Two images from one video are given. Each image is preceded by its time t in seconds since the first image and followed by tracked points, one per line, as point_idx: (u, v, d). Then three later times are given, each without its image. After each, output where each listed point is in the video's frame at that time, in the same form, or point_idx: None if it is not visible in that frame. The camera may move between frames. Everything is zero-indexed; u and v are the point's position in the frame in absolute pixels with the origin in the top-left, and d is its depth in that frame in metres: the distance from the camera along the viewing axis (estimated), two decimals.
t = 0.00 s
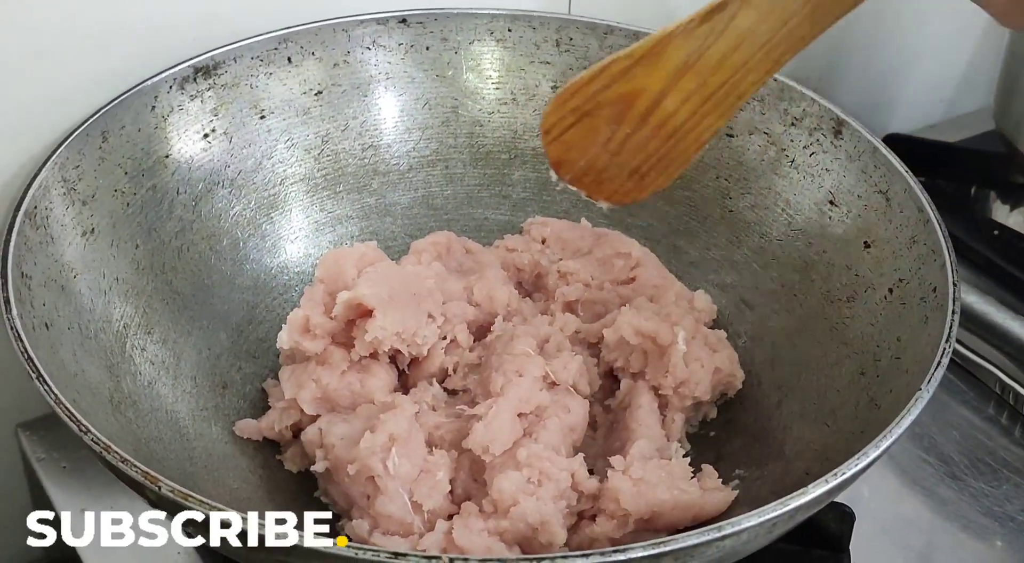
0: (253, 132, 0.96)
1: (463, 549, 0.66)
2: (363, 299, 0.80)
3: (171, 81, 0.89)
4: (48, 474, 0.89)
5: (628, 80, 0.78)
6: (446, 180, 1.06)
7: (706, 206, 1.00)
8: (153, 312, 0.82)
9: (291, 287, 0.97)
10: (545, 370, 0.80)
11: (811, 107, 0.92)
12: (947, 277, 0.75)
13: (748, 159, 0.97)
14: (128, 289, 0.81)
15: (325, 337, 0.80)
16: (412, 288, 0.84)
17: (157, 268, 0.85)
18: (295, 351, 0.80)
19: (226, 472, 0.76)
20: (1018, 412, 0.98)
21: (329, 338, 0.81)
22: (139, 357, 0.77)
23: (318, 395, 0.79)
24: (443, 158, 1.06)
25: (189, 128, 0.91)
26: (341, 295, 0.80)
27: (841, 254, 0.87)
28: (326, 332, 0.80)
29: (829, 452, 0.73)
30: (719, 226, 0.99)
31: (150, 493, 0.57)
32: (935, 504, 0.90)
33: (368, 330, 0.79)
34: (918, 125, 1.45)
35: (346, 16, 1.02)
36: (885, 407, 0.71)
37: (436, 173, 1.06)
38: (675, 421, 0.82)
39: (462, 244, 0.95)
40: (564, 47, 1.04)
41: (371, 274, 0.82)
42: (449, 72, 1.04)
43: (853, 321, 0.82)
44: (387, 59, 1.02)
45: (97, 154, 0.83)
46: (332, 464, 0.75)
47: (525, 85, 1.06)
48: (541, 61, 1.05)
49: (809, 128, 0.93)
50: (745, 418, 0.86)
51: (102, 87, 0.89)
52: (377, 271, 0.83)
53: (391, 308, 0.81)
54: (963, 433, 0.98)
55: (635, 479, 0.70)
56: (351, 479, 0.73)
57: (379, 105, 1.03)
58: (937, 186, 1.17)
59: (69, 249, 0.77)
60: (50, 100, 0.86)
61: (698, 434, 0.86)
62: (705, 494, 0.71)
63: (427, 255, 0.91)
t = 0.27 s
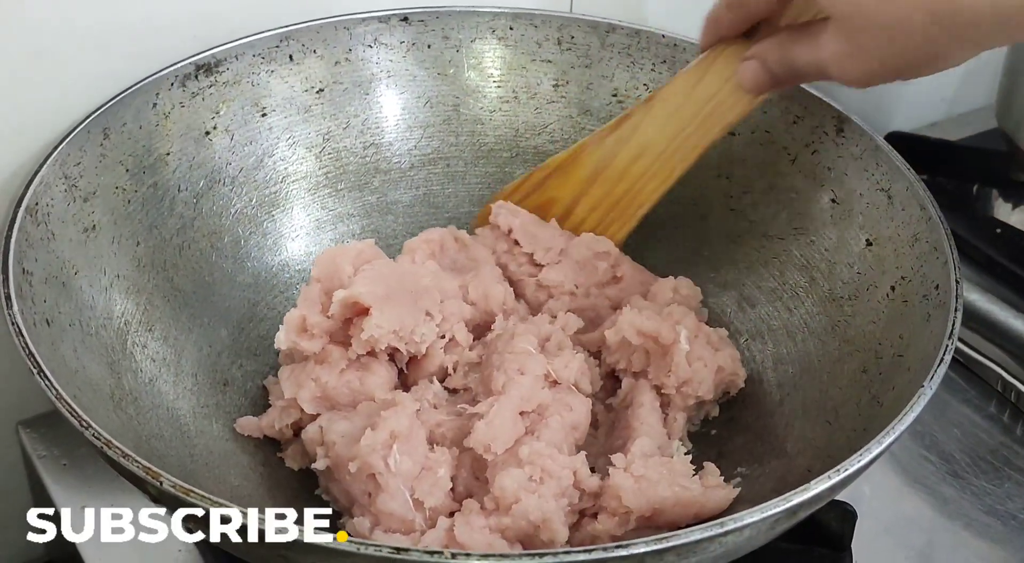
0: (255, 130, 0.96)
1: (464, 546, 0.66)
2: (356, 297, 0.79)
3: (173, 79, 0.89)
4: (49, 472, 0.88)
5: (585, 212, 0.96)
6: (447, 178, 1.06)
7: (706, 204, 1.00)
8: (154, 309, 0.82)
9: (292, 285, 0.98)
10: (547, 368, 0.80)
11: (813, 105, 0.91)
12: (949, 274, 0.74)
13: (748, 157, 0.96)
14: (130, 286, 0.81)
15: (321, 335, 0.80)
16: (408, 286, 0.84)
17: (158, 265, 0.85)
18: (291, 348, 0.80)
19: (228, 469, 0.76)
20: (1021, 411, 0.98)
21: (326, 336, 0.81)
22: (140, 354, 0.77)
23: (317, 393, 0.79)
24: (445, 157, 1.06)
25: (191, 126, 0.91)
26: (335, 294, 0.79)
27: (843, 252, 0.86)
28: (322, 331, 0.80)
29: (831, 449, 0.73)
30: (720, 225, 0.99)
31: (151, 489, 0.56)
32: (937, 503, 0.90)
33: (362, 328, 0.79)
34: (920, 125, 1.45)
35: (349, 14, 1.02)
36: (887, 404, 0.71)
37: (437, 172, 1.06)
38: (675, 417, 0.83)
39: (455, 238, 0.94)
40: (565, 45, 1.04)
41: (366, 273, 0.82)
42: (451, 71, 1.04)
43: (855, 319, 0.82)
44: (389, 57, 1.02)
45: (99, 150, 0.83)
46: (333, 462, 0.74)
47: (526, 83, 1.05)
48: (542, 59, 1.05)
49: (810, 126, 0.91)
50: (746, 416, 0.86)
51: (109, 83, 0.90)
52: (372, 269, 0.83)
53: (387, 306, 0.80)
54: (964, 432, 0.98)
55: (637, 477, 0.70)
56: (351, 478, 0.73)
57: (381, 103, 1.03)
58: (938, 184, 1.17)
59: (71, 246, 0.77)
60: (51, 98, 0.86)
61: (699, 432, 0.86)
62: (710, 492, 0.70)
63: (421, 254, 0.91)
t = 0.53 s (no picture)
0: (247, 131, 0.95)
1: (471, 553, 0.65)
2: (317, 338, 0.75)
3: (162, 82, 0.88)
4: (51, 471, 0.89)
5: (521, 196, 0.91)
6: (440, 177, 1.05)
7: (701, 200, 1.00)
8: (150, 316, 0.81)
9: (287, 288, 0.97)
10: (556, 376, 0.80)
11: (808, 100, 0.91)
12: (949, 270, 0.75)
13: (744, 153, 0.96)
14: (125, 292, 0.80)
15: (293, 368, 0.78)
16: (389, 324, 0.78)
17: (153, 270, 0.84)
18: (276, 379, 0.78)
19: (230, 478, 0.75)
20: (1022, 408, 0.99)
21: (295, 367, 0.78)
22: (137, 362, 0.76)
23: (301, 424, 0.77)
24: (437, 156, 1.05)
25: (181, 129, 0.90)
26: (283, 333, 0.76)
27: (840, 247, 0.87)
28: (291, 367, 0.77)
29: (834, 446, 0.73)
30: (715, 221, 0.99)
31: (158, 503, 0.56)
32: (939, 501, 0.90)
33: (306, 371, 0.75)
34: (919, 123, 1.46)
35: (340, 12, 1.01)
36: (889, 401, 0.71)
37: (431, 171, 1.05)
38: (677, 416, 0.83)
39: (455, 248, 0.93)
40: (557, 42, 1.03)
41: (328, 312, 0.77)
42: (442, 69, 1.03)
43: (854, 314, 0.82)
44: (380, 56, 1.01)
45: (90, 156, 0.82)
46: (332, 479, 0.74)
47: (518, 80, 1.05)
48: (534, 56, 1.04)
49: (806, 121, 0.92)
50: (746, 413, 0.86)
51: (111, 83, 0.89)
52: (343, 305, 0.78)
53: (342, 349, 0.76)
54: (967, 430, 0.98)
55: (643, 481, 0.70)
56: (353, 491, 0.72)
57: (373, 102, 1.02)
58: (939, 181, 1.18)
59: (66, 255, 0.76)
60: (41, 101, 0.85)
61: (700, 428, 0.87)
62: (714, 492, 0.71)
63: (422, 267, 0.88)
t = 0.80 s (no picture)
0: (248, 130, 0.95)
1: (472, 553, 0.65)
2: (323, 359, 0.75)
3: (164, 81, 0.88)
4: (52, 470, 0.89)
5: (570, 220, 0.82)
6: (441, 176, 1.05)
7: (702, 200, 1.00)
8: (151, 315, 0.81)
9: (288, 287, 0.97)
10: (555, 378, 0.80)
11: (809, 100, 0.92)
12: (950, 268, 0.75)
13: (746, 152, 0.97)
14: (126, 291, 0.80)
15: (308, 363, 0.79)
16: (403, 352, 0.77)
17: (154, 269, 0.84)
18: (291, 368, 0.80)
19: (230, 476, 0.75)
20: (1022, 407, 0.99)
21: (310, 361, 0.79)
22: (138, 361, 0.77)
23: (301, 416, 0.77)
24: (438, 155, 1.05)
25: (183, 128, 0.90)
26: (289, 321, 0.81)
27: (841, 246, 0.87)
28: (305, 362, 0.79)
29: (834, 446, 0.74)
30: (717, 219, 0.99)
31: (159, 501, 0.56)
32: (940, 500, 0.91)
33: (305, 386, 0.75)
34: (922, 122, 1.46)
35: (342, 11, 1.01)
36: (890, 400, 0.72)
37: (432, 169, 1.05)
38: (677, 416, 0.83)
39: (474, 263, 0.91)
40: (558, 41, 1.03)
41: (342, 332, 0.76)
42: (443, 68, 1.04)
43: (855, 313, 0.82)
44: (381, 55, 1.01)
45: (92, 155, 0.82)
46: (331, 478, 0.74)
47: (519, 80, 1.05)
48: (535, 56, 1.04)
49: (806, 121, 0.93)
50: (748, 412, 0.86)
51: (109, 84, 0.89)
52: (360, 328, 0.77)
53: (345, 372, 0.76)
54: (968, 430, 0.98)
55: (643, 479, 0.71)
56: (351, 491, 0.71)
57: (374, 102, 1.02)
58: (940, 181, 1.18)
59: (67, 253, 0.76)
60: (41, 100, 0.85)
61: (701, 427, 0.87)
62: (713, 492, 0.71)
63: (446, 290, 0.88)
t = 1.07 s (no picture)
0: (247, 128, 0.95)
1: (470, 549, 0.66)
2: (318, 336, 0.77)
3: (162, 79, 0.88)
4: (51, 468, 0.89)
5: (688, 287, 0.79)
6: (439, 175, 1.05)
7: (701, 198, 1.01)
8: (150, 313, 0.81)
9: (287, 285, 0.97)
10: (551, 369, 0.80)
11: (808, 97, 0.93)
12: (949, 265, 0.75)
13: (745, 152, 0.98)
14: (125, 289, 0.80)
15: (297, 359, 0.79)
16: (392, 323, 0.79)
17: (152, 267, 0.84)
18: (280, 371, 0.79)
19: (229, 474, 0.75)
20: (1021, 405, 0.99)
21: (299, 357, 0.79)
22: (137, 359, 0.77)
23: (301, 413, 0.77)
24: (437, 153, 1.05)
25: (182, 126, 0.90)
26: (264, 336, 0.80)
27: (840, 243, 0.87)
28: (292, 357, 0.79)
29: (833, 442, 0.74)
30: (715, 216, 0.99)
31: (157, 498, 0.56)
32: (938, 497, 0.91)
33: (306, 367, 0.76)
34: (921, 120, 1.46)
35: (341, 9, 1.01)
36: (888, 397, 0.72)
37: (430, 167, 1.05)
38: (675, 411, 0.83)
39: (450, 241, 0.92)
40: (556, 39, 1.03)
41: (331, 309, 0.78)
42: (442, 66, 1.04)
43: (853, 310, 0.82)
44: (380, 54, 1.01)
45: (90, 153, 0.82)
46: (332, 472, 0.74)
47: (518, 78, 1.05)
48: (533, 54, 1.04)
49: (806, 118, 0.94)
50: (746, 410, 0.86)
51: (105, 82, 0.88)
52: (346, 305, 0.79)
53: (343, 347, 0.77)
54: (966, 427, 0.99)
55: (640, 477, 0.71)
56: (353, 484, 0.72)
57: (372, 100, 1.02)
58: (939, 179, 1.18)
59: (65, 252, 0.76)
60: (38, 98, 0.85)
61: (700, 424, 0.87)
62: (710, 488, 0.71)
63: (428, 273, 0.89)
